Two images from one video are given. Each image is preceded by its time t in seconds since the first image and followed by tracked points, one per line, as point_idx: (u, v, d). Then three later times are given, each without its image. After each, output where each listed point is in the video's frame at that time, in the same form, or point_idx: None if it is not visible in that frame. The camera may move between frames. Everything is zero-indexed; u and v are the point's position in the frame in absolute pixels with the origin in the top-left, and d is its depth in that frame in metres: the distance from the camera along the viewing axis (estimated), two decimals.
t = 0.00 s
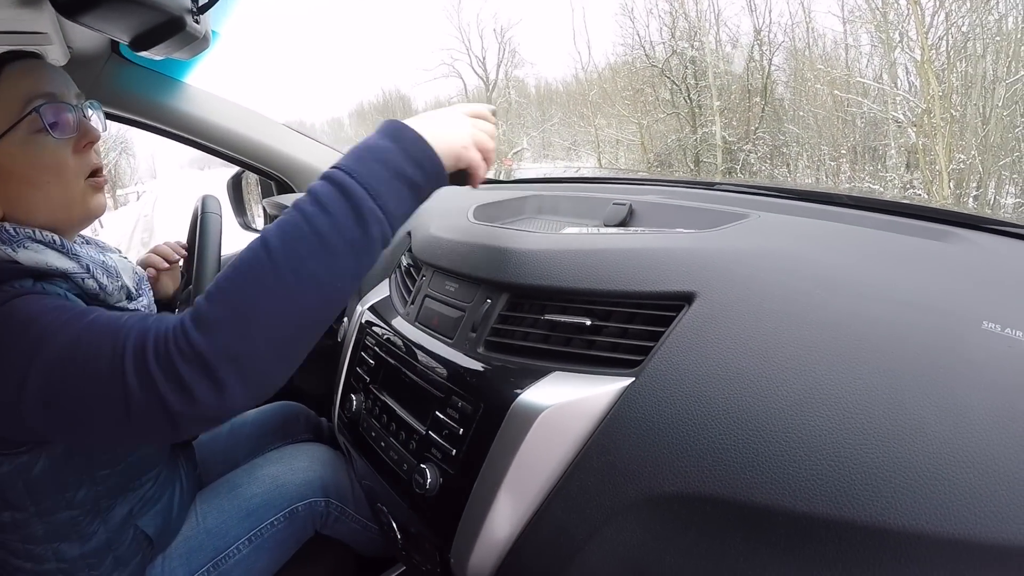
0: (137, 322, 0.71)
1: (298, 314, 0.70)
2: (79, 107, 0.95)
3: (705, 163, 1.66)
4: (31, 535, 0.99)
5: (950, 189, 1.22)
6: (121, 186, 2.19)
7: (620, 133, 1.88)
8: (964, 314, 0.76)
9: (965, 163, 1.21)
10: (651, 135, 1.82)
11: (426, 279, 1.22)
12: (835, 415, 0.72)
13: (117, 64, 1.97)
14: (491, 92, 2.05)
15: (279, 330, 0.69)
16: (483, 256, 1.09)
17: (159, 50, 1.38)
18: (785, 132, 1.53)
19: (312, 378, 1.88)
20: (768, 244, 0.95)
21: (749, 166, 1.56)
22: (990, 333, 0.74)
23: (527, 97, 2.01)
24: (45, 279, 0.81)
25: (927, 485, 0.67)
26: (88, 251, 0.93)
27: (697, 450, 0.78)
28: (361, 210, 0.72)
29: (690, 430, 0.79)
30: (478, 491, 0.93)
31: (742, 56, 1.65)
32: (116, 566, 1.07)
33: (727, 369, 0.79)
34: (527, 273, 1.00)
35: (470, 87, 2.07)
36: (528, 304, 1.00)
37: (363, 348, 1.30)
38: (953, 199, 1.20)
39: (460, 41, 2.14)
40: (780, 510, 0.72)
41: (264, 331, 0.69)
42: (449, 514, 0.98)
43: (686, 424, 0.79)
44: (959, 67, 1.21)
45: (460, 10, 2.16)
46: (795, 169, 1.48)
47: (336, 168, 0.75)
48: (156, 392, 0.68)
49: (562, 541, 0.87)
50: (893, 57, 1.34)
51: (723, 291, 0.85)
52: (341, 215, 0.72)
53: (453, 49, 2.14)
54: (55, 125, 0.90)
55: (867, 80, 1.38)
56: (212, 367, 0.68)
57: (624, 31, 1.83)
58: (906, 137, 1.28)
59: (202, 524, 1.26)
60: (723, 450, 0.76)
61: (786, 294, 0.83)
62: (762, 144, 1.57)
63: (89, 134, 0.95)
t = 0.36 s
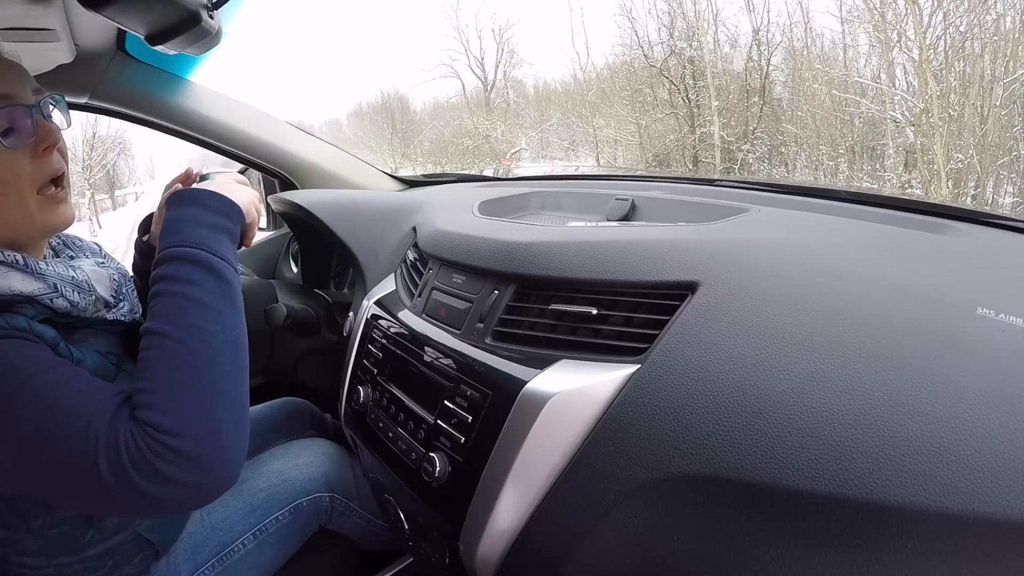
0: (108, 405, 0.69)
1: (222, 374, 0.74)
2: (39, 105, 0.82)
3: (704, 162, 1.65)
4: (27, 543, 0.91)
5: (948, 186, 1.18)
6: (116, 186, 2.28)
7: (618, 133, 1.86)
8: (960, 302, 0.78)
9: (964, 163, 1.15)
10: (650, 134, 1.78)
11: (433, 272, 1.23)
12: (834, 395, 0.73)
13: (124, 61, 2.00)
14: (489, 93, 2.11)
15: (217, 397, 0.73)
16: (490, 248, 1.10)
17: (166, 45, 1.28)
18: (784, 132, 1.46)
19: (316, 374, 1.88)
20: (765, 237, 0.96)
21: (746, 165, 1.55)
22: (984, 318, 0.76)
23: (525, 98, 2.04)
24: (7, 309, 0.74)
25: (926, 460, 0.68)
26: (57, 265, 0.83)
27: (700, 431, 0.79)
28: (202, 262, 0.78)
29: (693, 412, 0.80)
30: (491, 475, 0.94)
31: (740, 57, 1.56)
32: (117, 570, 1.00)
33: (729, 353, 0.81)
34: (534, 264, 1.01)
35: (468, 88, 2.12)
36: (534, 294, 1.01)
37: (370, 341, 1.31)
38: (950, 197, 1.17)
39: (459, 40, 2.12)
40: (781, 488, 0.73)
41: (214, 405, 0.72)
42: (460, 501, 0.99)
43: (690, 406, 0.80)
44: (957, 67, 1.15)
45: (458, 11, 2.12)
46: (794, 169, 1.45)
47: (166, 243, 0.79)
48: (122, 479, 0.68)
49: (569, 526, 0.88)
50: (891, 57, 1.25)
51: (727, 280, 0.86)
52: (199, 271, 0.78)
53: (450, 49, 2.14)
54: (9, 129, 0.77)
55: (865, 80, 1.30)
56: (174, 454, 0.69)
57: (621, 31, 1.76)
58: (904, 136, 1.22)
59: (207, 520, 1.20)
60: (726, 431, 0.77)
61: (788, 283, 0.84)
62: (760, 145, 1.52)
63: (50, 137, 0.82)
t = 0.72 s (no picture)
0: (132, 358, 0.71)
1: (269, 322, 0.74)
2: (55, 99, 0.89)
3: (703, 162, 1.65)
4: (45, 538, 0.94)
5: (947, 187, 1.18)
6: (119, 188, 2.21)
7: (616, 133, 1.85)
8: (950, 296, 0.79)
9: (962, 163, 1.16)
10: (648, 134, 1.79)
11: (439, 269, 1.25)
12: (831, 382, 0.75)
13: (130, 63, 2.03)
14: (487, 94, 2.13)
15: (254, 346, 0.73)
16: (495, 245, 1.12)
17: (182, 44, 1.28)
18: (782, 132, 1.48)
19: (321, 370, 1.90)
20: (764, 232, 0.98)
21: (745, 165, 1.54)
22: (973, 311, 0.77)
23: (524, 98, 2.05)
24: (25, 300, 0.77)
25: (920, 444, 0.70)
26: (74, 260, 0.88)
27: (701, 420, 0.81)
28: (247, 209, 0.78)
29: (694, 401, 0.82)
30: (497, 465, 0.96)
31: (737, 56, 1.59)
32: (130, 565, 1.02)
33: (729, 343, 0.83)
34: (539, 260, 1.03)
35: (467, 87, 2.15)
36: (539, 289, 1.03)
37: (376, 336, 1.33)
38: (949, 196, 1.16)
39: (456, 42, 2.10)
40: (781, 475, 0.75)
41: (256, 342, 0.72)
42: (468, 491, 1.01)
43: (690, 396, 0.82)
44: (954, 67, 1.17)
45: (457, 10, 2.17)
46: (793, 169, 1.43)
47: (222, 190, 0.79)
48: (156, 422, 0.68)
49: (575, 513, 0.90)
50: (890, 57, 1.27)
51: (728, 275, 0.88)
52: (251, 218, 0.77)
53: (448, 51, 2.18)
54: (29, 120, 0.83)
55: (863, 81, 1.32)
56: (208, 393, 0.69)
57: (620, 31, 1.80)
58: (903, 136, 1.23)
59: (215, 515, 1.18)
60: (726, 419, 0.79)
61: (787, 277, 0.85)
62: (759, 145, 1.53)
63: (67, 128, 0.88)
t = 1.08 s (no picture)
0: (176, 274, 0.80)
1: (356, 266, 0.82)
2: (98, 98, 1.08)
3: (702, 162, 1.65)
4: (48, 526, 0.94)
5: (947, 187, 1.17)
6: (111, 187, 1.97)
7: (617, 133, 1.86)
8: (945, 289, 0.80)
9: (960, 163, 1.16)
10: (649, 134, 1.79)
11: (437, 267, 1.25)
12: (826, 378, 0.76)
13: (129, 62, 2.04)
14: (486, 94, 2.07)
15: (335, 281, 0.81)
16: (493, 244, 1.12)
17: (183, 44, 1.30)
18: (781, 132, 1.48)
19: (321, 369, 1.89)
20: (762, 230, 0.97)
21: (744, 165, 1.54)
22: (968, 307, 0.77)
23: (524, 99, 2.04)
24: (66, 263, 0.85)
25: (915, 438, 0.70)
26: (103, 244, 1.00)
27: (697, 416, 0.81)
28: (444, 207, 0.89)
29: (690, 398, 0.82)
30: (495, 462, 0.96)
31: (736, 56, 1.60)
32: (131, 558, 1.02)
33: (725, 340, 0.83)
34: (537, 258, 1.03)
35: (466, 88, 2.09)
36: (537, 288, 1.03)
37: (375, 335, 1.33)
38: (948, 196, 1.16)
39: (455, 42, 2.09)
40: (776, 470, 0.75)
41: (308, 258, 0.80)
42: (466, 487, 1.02)
43: (686, 393, 0.83)
44: (954, 67, 1.17)
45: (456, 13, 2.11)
46: (791, 169, 1.43)
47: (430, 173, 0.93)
48: (205, 323, 0.76)
49: (574, 508, 0.90)
50: (889, 57, 1.28)
51: (725, 272, 0.88)
52: (422, 207, 0.88)
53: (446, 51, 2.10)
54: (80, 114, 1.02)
55: (863, 80, 1.32)
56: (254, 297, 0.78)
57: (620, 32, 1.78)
58: (903, 136, 1.23)
59: (215, 512, 1.20)
60: (722, 415, 0.79)
61: (783, 274, 0.86)
62: (758, 145, 1.53)
63: (109, 124, 1.07)
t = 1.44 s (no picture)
0: (189, 264, 0.83)
1: (357, 248, 0.86)
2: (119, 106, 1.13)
3: (701, 162, 1.66)
4: (53, 521, 0.96)
5: (945, 186, 1.19)
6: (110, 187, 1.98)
7: (615, 133, 1.88)
8: (940, 287, 0.81)
9: (959, 162, 1.18)
10: (648, 134, 1.80)
11: (441, 266, 1.26)
12: (822, 374, 0.77)
13: (133, 63, 2.07)
14: (485, 94, 2.10)
15: (337, 260, 0.85)
16: (495, 243, 1.13)
17: (191, 48, 1.33)
18: (780, 132, 1.49)
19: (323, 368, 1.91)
20: (761, 230, 0.98)
21: (743, 165, 1.56)
22: (963, 304, 0.79)
23: (523, 99, 2.04)
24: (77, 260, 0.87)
25: (910, 432, 0.72)
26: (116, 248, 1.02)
27: (696, 410, 0.83)
28: (423, 192, 0.95)
29: (688, 392, 0.84)
30: (498, 458, 0.98)
31: (734, 56, 1.61)
32: (137, 553, 1.04)
33: (724, 337, 0.84)
34: (540, 257, 1.04)
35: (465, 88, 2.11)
36: (539, 286, 1.04)
37: (378, 334, 1.34)
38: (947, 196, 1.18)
39: (455, 42, 2.10)
40: (774, 463, 0.77)
41: (314, 244, 0.84)
42: (470, 482, 1.03)
43: (685, 388, 0.84)
44: (952, 67, 1.19)
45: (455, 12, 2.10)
46: (790, 169, 1.45)
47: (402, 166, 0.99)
48: (221, 307, 0.79)
49: (576, 503, 0.91)
50: (888, 57, 1.30)
51: (724, 270, 0.90)
52: (403, 192, 0.94)
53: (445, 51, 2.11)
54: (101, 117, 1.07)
55: (861, 80, 1.33)
56: (266, 282, 0.81)
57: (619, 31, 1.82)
58: (901, 136, 1.25)
59: (219, 509, 1.21)
60: (720, 409, 0.81)
61: (780, 273, 0.87)
62: (756, 145, 1.54)
63: (127, 132, 1.12)
